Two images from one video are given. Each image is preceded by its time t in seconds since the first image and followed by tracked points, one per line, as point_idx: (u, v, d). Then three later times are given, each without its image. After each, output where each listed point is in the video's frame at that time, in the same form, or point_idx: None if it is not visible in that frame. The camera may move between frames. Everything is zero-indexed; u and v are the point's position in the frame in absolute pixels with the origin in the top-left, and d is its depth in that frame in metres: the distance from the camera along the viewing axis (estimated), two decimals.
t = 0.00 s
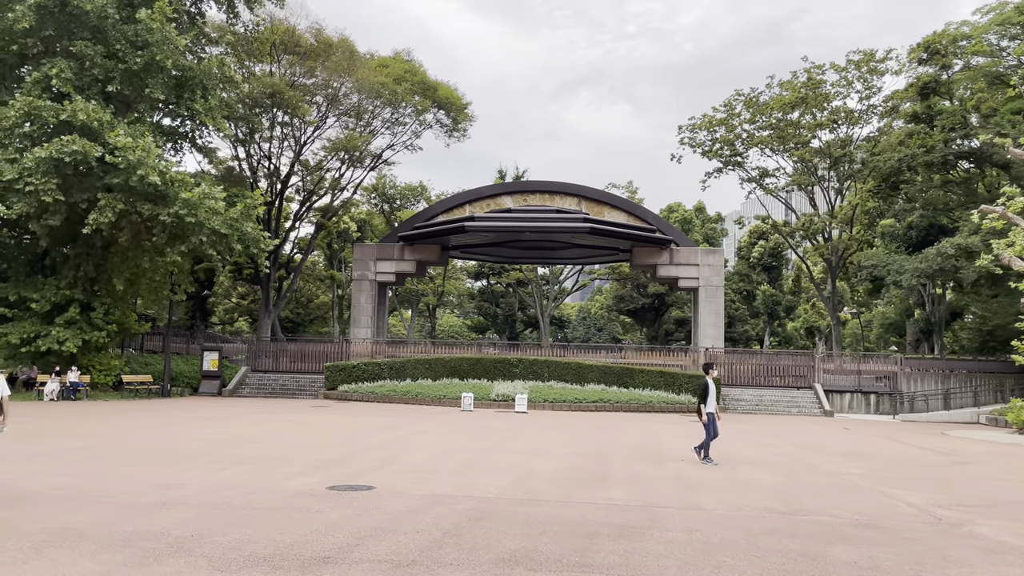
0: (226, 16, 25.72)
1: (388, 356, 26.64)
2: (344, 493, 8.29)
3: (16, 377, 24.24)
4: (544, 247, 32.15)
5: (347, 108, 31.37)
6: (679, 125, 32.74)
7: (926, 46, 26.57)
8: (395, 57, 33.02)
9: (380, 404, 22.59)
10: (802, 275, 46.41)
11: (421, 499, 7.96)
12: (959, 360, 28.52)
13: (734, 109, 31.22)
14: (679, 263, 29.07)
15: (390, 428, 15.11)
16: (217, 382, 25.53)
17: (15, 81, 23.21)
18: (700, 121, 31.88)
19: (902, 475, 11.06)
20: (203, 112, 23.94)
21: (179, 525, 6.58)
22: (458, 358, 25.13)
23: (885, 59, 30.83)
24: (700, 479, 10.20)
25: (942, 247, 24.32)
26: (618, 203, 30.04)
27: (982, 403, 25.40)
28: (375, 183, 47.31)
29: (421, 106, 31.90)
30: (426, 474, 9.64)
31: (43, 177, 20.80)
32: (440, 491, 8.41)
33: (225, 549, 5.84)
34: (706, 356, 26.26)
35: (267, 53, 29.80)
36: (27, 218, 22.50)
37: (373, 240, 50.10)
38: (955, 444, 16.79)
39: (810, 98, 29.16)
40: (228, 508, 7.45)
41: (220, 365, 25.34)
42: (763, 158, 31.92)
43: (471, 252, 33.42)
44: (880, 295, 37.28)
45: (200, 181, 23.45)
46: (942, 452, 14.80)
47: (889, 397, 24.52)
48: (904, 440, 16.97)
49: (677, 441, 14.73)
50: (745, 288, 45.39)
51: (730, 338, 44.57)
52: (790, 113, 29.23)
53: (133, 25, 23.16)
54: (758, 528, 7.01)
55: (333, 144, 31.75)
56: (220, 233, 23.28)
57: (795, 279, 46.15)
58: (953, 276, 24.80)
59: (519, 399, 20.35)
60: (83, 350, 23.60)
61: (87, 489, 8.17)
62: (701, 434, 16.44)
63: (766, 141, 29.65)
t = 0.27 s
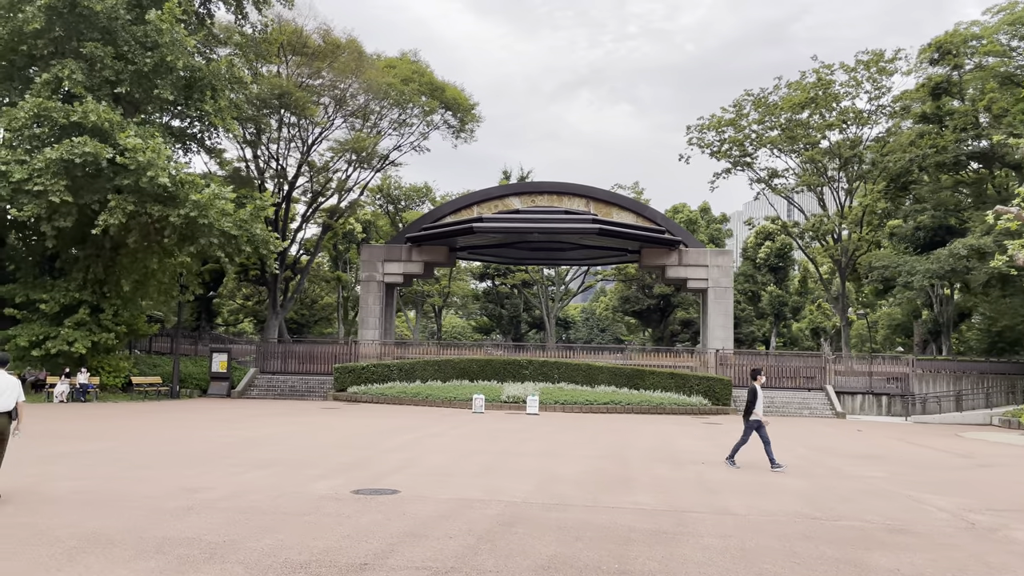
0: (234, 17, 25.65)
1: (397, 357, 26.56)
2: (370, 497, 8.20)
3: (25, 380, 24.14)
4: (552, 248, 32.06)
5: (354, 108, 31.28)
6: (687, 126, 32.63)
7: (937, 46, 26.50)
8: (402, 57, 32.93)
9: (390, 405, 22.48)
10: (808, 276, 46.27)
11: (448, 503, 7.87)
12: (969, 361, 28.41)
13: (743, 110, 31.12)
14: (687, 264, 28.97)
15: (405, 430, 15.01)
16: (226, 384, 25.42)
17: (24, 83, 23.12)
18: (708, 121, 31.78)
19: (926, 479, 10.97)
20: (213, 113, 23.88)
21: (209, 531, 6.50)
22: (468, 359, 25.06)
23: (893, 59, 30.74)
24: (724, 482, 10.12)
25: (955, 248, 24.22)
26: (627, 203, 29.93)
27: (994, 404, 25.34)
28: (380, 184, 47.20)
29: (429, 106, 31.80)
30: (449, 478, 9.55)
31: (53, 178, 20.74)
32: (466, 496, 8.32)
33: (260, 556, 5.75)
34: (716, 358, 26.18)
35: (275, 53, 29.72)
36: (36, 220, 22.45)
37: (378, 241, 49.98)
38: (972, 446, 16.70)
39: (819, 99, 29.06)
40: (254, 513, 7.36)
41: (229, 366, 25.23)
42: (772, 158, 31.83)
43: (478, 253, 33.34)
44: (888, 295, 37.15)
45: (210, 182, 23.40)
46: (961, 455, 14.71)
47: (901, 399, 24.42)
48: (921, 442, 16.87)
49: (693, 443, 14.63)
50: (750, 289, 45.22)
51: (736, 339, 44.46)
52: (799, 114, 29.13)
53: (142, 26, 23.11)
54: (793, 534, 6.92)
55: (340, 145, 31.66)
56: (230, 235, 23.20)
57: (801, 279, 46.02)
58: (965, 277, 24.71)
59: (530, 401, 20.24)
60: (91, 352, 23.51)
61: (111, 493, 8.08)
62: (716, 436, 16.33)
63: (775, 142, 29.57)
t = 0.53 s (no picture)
0: (249, 17, 25.64)
1: (411, 357, 26.51)
2: (402, 497, 8.13)
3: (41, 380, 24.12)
4: (565, 248, 31.94)
5: (367, 108, 31.22)
6: (701, 125, 32.48)
7: (956, 44, 26.38)
8: (414, 57, 32.81)
9: (406, 406, 22.39)
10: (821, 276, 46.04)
11: (483, 504, 7.79)
12: (987, 361, 28.19)
13: (757, 109, 30.96)
14: (702, 263, 28.83)
15: (425, 431, 14.92)
16: (241, 384, 25.36)
17: (41, 84, 23.16)
18: (723, 120, 31.60)
19: (957, 479, 10.85)
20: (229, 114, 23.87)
21: (246, 531, 6.43)
22: (484, 359, 24.96)
23: (909, 57, 30.57)
24: (754, 484, 10.01)
25: (974, 247, 24.05)
26: (641, 203, 29.77)
27: (1013, 405, 25.13)
28: (390, 184, 47.14)
29: (442, 106, 31.66)
30: (478, 479, 9.47)
31: (69, 178, 20.74)
32: (499, 497, 8.24)
33: (304, 558, 5.69)
34: (733, 358, 26.06)
35: (288, 54, 29.70)
36: (53, 220, 22.46)
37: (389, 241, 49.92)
38: (996, 447, 16.55)
39: (835, 97, 28.88)
40: (288, 514, 7.30)
41: (244, 367, 25.19)
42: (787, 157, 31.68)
43: (491, 253, 33.24)
44: (902, 295, 36.93)
45: (226, 182, 23.40)
46: (987, 455, 14.57)
47: (919, 399, 24.21)
48: (944, 443, 16.72)
49: (717, 444, 14.50)
50: (762, 290, 45.02)
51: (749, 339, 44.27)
52: (815, 112, 28.95)
53: (158, 26, 23.13)
54: (836, 536, 6.83)
55: (353, 146, 31.62)
56: (246, 235, 23.17)
57: (814, 279, 45.64)
58: (984, 276, 24.54)
59: (547, 402, 20.12)
60: (107, 352, 23.51)
61: (141, 493, 8.02)
62: (737, 436, 16.20)
63: (791, 141, 29.42)
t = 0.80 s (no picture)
0: (271, 20, 25.65)
1: (433, 359, 26.43)
2: (443, 502, 8.03)
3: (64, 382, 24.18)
4: (586, 249, 31.77)
5: (387, 110, 31.17)
6: (722, 125, 32.26)
7: (983, 41, 26.05)
8: (433, 58, 32.63)
9: (428, 407, 22.30)
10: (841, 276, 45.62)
11: (526, 510, 7.67)
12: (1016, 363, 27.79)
13: (780, 108, 30.70)
14: (725, 264, 28.59)
15: (453, 433, 14.82)
16: (263, 385, 25.36)
17: (65, 87, 23.27)
18: (744, 120, 31.35)
19: (1000, 484, 10.66)
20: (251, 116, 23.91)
21: (292, 538, 6.36)
22: (506, 361, 24.80)
23: (934, 55, 30.23)
24: (796, 489, 9.85)
25: (1004, 246, 23.71)
26: (662, 203, 29.55)
27: None
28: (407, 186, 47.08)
29: (462, 107, 31.51)
30: (515, 483, 9.36)
31: (94, 181, 20.82)
32: (540, 502, 8.13)
33: (355, 566, 5.60)
34: (757, 359, 25.84)
35: (308, 56, 29.68)
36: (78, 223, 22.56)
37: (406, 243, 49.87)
38: None
39: (860, 95, 28.56)
40: (330, 519, 7.21)
41: (266, 368, 25.19)
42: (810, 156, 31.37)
43: (511, 254, 33.12)
44: (926, 295, 36.52)
45: (249, 184, 23.44)
46: None
47: (948, 401, 23.90)
48: (978, 446, 16.48)
49: (748, 447, 14.32)
50: (781, 290, 44.62)
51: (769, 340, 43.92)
52: (839, 111, 28.65)
53: (181, 29, 23.21)
54: (892, 545, 6.68)
55: (373, 147, 31.58)
56: (269, 237, 23.17)
57: (834, 279, 45.14)
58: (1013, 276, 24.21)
59: (571, 404, 19.97)
60: (131, 354, 23.58)
61: (180, 497, 7.96)
62: (767, 439, 16.01)
63: (814, 140, 29.14)
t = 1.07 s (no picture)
0: (300, 22, 25.73)
1: (462, 359, 26.39)
2: (491, 503, 7.97)
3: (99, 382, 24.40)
4: (614, 248, 31.60)
5: (414, 110, 31.20)
6: (752, 123, 31.97)
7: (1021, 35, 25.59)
8: (460, 58, 32.44)
9: (459, 407, 22.26)
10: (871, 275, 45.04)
11: (577, 512, 7.59)
12: None
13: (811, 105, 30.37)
14: (756, 263, 28.34)
15: (488, 433, 14.75)
16: (294, 386, 25.53)
17: (100, 91, 23.51)
18: (774, 117, 31.04)
19: None
20: (282, 117, 24.02)
21: (347, 538, 6.32)
22: (536, 360, 24.71)
23: (968, 50, 29.77)
24: (845, 490, 9.68)
25: None
26: (691, 202, 29.30)
27: None
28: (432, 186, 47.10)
29: (488, 107, 31.36)
30: (561, 484, 9.28)
31: (129, 183, 21.02)
32: (590, 504, 8.04)
33: (415, 567, 5.55)
34: (790, 359, 25.61)
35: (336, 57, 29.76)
36: (113, 225, 22.82)
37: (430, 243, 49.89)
38: None
39: (893, 91, 28.17)
40: (382, 519, 7.17)
41: (297, 368, 25.27)
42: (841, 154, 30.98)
43: (538, 254, 33.04)
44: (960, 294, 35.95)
45: (280, 186, 23.58)
46: None
47: (986, 401, 23.57)
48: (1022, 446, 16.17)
49: (788, 448, 14.13)
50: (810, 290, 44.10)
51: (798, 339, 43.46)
52: (872, 107, 28.27)
53: (213, 31, 23.38)
54: (956, 548, 6.53)
55: (400, 148, 31.60)
56: (300, 238, 23.28)
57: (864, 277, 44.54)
58: None
59: (604, 404, 19.83)
60: (164, 354, 23.79)
61: (229, 497, 7.96)
62: (806, 440, 15.80)
63: (847, 136, 28.78)
